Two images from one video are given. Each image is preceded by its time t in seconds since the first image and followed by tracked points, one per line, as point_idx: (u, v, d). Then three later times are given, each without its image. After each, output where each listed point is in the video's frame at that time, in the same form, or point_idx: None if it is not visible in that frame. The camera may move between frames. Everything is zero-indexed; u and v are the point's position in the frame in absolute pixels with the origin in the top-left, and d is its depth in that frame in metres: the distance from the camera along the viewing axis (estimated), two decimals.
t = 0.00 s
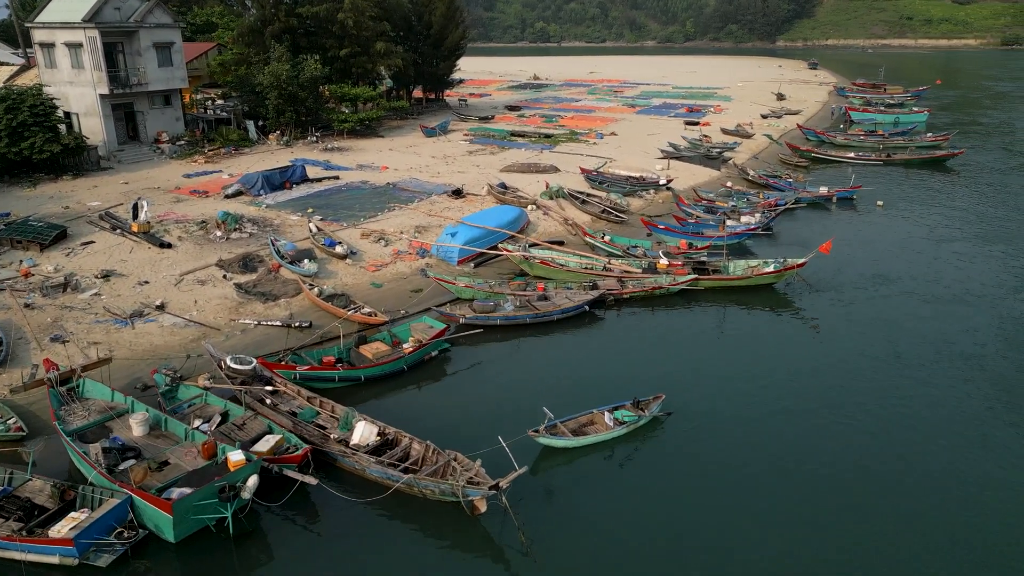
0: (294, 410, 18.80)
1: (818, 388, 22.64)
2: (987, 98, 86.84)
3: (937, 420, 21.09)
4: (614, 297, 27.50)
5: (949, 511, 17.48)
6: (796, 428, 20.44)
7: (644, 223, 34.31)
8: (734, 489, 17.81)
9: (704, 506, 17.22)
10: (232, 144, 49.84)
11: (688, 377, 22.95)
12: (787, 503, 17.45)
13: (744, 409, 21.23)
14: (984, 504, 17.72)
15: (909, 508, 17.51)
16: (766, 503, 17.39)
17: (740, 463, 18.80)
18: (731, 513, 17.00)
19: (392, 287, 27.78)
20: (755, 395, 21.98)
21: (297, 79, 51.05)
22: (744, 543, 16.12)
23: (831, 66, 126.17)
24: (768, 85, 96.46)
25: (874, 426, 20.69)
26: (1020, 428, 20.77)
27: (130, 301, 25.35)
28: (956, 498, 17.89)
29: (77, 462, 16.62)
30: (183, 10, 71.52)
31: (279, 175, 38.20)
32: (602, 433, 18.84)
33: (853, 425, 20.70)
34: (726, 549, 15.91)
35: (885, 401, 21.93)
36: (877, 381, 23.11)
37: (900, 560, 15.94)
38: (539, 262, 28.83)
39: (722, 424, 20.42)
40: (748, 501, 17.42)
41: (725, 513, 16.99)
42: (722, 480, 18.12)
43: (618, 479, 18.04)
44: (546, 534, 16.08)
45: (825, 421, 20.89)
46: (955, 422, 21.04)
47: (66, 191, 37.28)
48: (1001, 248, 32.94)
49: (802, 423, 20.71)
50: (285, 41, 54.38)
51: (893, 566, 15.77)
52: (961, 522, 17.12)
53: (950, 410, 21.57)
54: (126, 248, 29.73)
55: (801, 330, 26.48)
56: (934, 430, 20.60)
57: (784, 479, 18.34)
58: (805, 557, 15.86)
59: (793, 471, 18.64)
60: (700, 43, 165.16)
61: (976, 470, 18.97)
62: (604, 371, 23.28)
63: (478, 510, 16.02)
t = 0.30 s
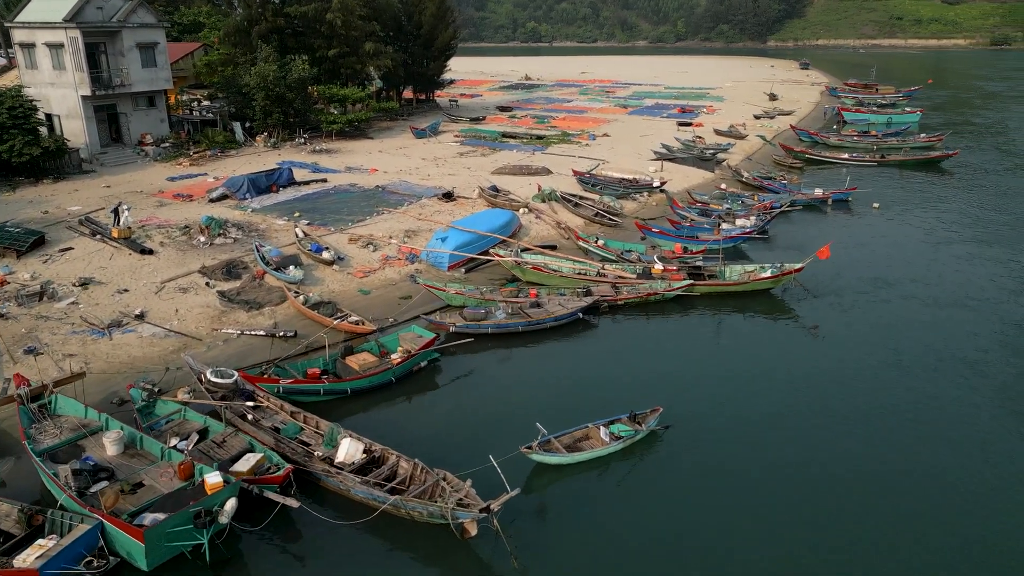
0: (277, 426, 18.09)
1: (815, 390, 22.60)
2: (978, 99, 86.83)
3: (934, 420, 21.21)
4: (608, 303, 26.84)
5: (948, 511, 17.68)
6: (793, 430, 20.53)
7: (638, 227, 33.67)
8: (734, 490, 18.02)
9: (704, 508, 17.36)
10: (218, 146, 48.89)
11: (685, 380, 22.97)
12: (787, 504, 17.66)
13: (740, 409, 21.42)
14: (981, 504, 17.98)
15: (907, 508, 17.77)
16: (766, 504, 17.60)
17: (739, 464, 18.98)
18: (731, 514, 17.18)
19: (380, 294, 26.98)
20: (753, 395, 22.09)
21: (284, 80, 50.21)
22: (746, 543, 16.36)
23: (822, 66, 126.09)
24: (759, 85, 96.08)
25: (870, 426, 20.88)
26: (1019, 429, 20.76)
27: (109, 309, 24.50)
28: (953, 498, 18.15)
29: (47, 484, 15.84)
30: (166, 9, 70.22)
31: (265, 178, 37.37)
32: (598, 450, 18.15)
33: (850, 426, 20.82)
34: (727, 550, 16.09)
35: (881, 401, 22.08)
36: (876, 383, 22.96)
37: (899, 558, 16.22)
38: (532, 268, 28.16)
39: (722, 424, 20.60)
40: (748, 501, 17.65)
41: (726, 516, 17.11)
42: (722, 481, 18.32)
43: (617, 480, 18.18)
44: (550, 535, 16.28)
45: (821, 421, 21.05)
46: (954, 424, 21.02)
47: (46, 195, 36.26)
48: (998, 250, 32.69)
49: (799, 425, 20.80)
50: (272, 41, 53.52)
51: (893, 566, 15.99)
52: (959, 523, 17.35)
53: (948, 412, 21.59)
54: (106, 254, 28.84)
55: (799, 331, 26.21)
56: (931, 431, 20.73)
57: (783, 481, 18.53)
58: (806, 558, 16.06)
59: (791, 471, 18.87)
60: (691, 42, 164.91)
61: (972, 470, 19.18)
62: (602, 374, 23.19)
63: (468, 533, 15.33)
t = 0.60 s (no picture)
0: (256, 446, 17.21)
1: (813, 393, 22.23)
2: (968, 99, 86.79)
3: (934, 419, 20.93)
4: (601, 311, 26.07)
5: (952, 518, 17.30)
6: (792, 432, 20.28)
7: (630, 231, 33.00)
8: (734, 496, 17.66)
9: (704, 513, 17.07)
10: (200, 148, 47.77)
11: (682, 384, 22.61)
12: (788, 508, 17.38)
13: (738, 409, 21.25)
14: (983, 504, 17.77)
15: (909, 508, 17.55)
16: (768, 507, 17.37)
17: (739, 466, 18.75)
18: (732, 518, 16.94)
19: (366, 303, 26.12)
20: (751, 400, 21.69)
21: (268, 80, 49.19)
22: (749, 543, 16.21)
23: (811, 66, 126.00)
24: (749, 85, 95.76)
25: (870, 425, 20.67)
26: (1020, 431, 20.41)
27: (82, 321, 23.52)
28: (954, 497, 17.98)
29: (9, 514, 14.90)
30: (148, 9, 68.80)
31: (248, 182, 36.40)
32: (593, 470, 17.35)
33: (848, 427, 20.53)
34: (730, 555, 15.84)
35: (880, 400, 21.84)
36: (874, 387, 22.56)
37: (905, 558, 16.06)
38: (522, 274, 27.38)
39: (720, 424, 20.48)
40: (749, 509, 17.26)
41: (728, 520, 16.84)
42: (723, 483, 18.10)
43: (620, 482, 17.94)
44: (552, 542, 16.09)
45: (818, 420, 20.87)
46: (954, 426, 20.64)
47: (20, 200, 35.11)
48: (994, 252, 32.33)
49: (799, 431, 20.36)
50: (256, 41, 52.45)
51: (898, 568, 15.80)
52: (962, 522, 17.16)
53: (948, 412, 21.24)
54: (81, 262, 27.81)
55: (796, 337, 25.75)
56: (931, 431, 20.42)
57: (783, 483, 18.28)
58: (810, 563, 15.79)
59: (792, 471, 18.69)
60: (680, 42, 164.66)
61: (974, 470, 18.95)
62: (596, 379, 22.76)
63: (457, 562, 14.52)
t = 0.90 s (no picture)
0: (234, 465, 16.42)
1: (810, 394, 21.99)
2: (959, 99, 86.78)
3: (932, 420, 20.73)
4: (594, 319, 25.34)
5: (960, 533, 16.69)
6: (793, 443, 19.65)
7: (623, 235, 32.34)
8: (735, 514, 16.95)
9: (703, 513, 16.96)
10: (184, 151, 46.77)
11: (678, 386, 22.37)
12: (788, 508, 17.21)
13: (734, 410, 21.07)
14: (983, 501, 17.66)
15: (911, 517, 17.12)
16: (767, 506, 17.25)
17: (737, 465, 18.64)
18: (732, 523, 16.66)
19: (351, 311, 25.32)
20: (750, 410, 21.07)
21: (254, 81, 48.26)
22: (749, 543, 16.09)
23: (801, 66, 125.98)
24: (741, 86, 95.48)
25: (867, 424, 20.53)
26: (1021, 433, 20.14)
27: (55, 333, 22.61)
28: (955, 499, 17.74)
29: None
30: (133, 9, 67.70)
31: (232, 186, 35.51)
32: (588, 490, 16.64)
33: (844, 426, 20.39)
34: (730, 555, 15.75)
35: (877, 400, 21.70)
36: (874, 393, 22.07)
37: (905, 556, 15.97)
38: (513, 281, 26.64)
39: (717, 425, 20.30)
40: (750, 527, 16.57)
41: (726, 520, 16.73)
42: (722, 483, 17.97)
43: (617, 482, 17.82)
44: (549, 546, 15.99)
45: (814, 418, 20.75)
46: (953, 427, 20.41)
47: None
48: (990, 255, 31.96)
49: (799, 441, 19.75)
50: (241, 41, 51.52)
51: (898, 567, 15.69)
52: (962, 520, 17.07)
53: (947, 414, 20.97)
54: (56, 270, 26.85)
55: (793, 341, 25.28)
56: (929, 429, 20.30)
57: (782, 482, 18.15)
58: (809, 563, 15.66)
59: (791, 472, 18.53)
60: (671, 42, 164.51)
61: (972, 467, 18.83)
62: (592, 383, 22.47)
63: None
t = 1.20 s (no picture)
0: (207, 491, 15.53)
1: (809, 407, 21.33)
2: (947, 99, 86.79)
3: (931, 422, 20.59)
4: (586, 329, 24.49)
5: (968, 555, 16.06)
6: (792, 459, 18.98)
7: (615, 240, 31.57)
8: (733, 539, 16.24)
9: (701, 537, 16.29)
10: (164, 154, 45.60)
11: (676, 388, 22.16)
12: (789, 511, 17.17)
13: (732, 413, 20.90)
14: (983, 503, 17.62)
15: (915, 539, 16.50)
16: (767, 508, 17.22)
17: (736, 467, 18.59)
18: (732, 548, 15.96)
19: (334, 321, 24.38)
20: (747, 424, 20.37)
21: (236, 82, 47.15)
22: (750, 545, 16.09)
23: (790, 66, 125.84)
24: (730, 86, 95.10)
25: (866, 425, 20.46)
26: None
27: (22, 348, 21.54)
28: (960, 518, 17.13)
29: None
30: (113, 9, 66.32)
31: (212, 190, 34.46)
32: (581, 517, 15.80)
33: (844, 436, 19.91)
34: (732, 557, 15.74)
35: (875, 401, 21.56)
36: (874, 404, 21.44)
37: (907, 566, 15.73)
38: (502, 289, 25.81)
39: (715, 432, 19.95)
40: (751, 554, 15.84)
41: (726, 522, 16.72)
42: (722, 485, 17.91)
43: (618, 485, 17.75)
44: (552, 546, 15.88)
45: (814, 432, 20.09)
46: (956, 441, 19.82)
47: None
48: (985, 258, 31.62)
49: (799, 457, 19.10)
50: (223, 41, 50.37)
51: None
52: (961, 520, 17.06)
53: (948, 427, 20.39)
54: (25, 280, 25.72)
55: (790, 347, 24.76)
56: (926, 429, 20.28)
57: (782, 484, 18.11)
58: (811, 565, 15.65)
59: (791, 473, 18.46)
60: (660, 42, 164.24)
61: (971, 469, 18.73)
62: (588, 386, 22.20)
63: None
